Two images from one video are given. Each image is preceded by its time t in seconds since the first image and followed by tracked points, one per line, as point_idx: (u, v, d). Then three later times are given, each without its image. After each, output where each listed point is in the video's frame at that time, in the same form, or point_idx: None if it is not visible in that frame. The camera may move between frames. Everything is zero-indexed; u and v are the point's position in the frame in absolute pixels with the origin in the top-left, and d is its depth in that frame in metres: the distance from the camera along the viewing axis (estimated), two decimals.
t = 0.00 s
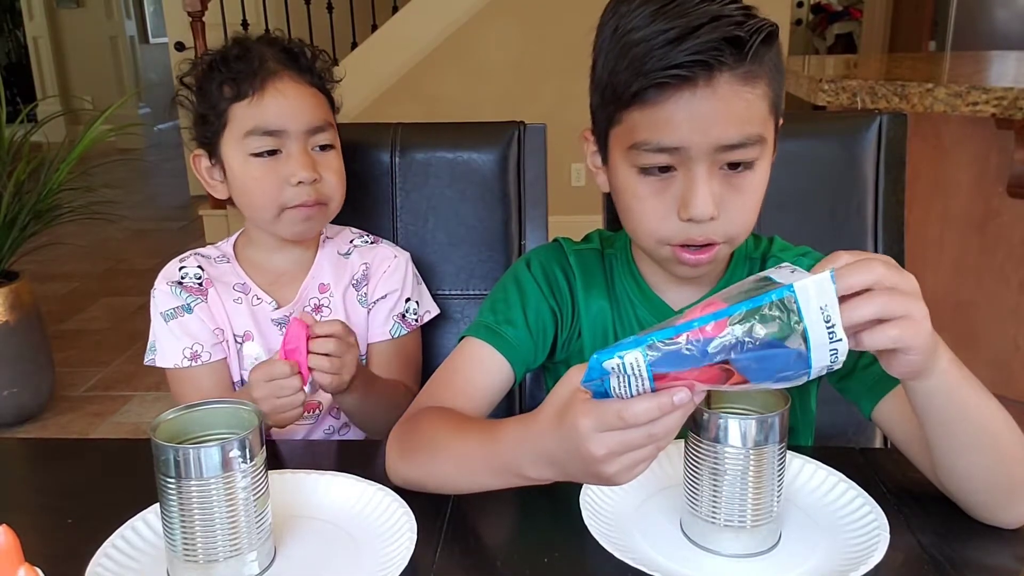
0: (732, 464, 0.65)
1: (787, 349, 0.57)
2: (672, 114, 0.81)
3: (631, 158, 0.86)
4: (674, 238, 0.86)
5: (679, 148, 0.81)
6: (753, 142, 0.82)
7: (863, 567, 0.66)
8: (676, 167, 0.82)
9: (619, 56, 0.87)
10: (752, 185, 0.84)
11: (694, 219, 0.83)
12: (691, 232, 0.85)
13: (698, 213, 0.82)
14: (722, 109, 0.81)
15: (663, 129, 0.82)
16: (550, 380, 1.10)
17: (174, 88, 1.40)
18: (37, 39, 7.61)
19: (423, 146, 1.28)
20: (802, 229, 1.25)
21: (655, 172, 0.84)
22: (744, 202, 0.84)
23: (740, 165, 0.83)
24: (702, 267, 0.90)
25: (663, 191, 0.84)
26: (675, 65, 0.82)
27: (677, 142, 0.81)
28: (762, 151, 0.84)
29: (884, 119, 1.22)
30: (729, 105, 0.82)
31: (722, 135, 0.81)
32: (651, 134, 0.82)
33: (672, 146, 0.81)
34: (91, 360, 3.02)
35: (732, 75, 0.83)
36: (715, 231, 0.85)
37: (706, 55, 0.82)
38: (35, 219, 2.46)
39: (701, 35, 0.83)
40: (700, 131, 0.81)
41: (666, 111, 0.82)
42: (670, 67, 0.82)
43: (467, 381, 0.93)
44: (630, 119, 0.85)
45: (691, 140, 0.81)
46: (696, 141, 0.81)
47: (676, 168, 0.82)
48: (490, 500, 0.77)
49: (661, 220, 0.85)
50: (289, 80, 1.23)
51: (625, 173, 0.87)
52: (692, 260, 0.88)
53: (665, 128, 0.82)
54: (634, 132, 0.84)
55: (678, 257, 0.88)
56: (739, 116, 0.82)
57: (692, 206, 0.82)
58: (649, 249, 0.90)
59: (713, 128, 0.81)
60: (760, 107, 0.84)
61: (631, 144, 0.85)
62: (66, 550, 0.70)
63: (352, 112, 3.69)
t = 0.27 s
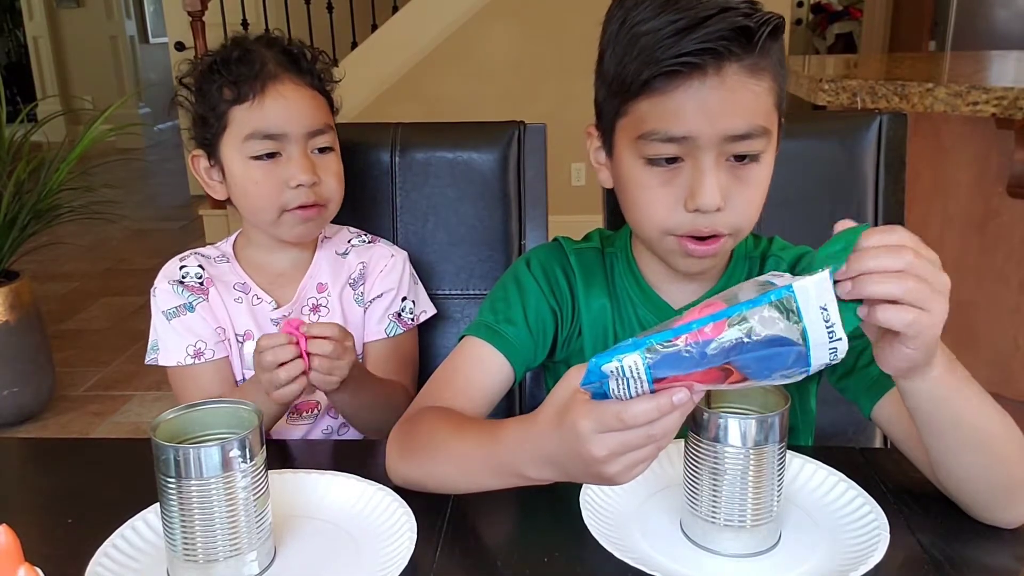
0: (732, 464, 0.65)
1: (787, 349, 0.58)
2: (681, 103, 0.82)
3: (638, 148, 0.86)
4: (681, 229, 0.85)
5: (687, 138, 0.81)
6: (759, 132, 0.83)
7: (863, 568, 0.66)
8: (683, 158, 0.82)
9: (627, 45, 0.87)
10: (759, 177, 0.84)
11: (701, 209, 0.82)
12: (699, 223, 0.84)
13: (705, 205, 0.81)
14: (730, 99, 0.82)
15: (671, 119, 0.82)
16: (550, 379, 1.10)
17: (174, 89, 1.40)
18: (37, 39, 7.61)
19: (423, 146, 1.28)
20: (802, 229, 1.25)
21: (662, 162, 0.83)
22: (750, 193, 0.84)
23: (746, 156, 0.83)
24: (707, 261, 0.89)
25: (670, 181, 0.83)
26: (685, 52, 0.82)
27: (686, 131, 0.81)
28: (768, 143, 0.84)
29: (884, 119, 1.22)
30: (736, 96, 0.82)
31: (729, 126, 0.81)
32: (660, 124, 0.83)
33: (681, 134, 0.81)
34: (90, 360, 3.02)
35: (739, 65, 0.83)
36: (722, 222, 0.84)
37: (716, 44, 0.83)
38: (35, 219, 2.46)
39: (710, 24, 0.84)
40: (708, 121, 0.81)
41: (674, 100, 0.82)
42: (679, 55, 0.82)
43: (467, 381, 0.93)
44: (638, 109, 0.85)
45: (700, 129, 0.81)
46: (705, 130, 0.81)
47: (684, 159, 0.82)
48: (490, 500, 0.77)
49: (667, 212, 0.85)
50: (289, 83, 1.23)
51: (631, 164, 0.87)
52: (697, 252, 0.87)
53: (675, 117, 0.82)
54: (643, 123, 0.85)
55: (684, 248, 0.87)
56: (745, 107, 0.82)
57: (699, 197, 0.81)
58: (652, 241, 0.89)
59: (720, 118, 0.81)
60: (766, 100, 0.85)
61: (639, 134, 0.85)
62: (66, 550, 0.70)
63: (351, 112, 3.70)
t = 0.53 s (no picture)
0: (732, 464, 0.65)
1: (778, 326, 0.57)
2: (687, 99, 0.82)
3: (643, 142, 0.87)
4: (685, 223, 0.85)
5: (694, 132, 0.82)
6: (765, 129, 0.83)
7: (863, 567, 0.66)
8: (690, 152, 0.82)
9: (636, 39, 0.87)
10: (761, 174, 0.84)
11: (707, 204, 0.82)
12: (704, 217, 0.84)
13: (711, 198, 0.81)
14: (738, 93, 0.82)
15: (677, 114, 0.82)
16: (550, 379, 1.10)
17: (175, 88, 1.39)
18: (37, 39, 7.62)
19: (422, 145, 1.28)
20: (802, 229, 1.25)
21: (668, 157, 0.84)
22: (754, 189, 0.84)
23: (751, 152, 0.83)
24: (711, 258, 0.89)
25: (676, 176, 0.84)
26: (694, 46, 0.82)
27: (693, 125, 0.82)
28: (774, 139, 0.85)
29: (884, 118, 1.22)
30: (743, 92, 0.82)
31: (736, 121, 0.81)
32: (668, 118, 0.83)
33: (688, 129, 0.82)
34: (90, 360, 3.02)
35: (748, 59, 0.84)
36: (725, 217, 0.84)
37: (725, 38, 0.83)
38: (35, 219, 2.45)
39: (719, 19, 0.84)
40: (715, 116, 0.81)
41: (682, 94, 0.82)
42: (688, 49, 0.82)
43: (467, 381, 0.93)
44: (645, 103, 0.85)
45: (707, 123, 0.81)
46: (712, 125, 0.81)
47: (690, 153, 0.82)
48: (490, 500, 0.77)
49: (672, 206, 0.85)
50: (291, 85, 1.23)
51: (637, 158, 0.87)
52: (700, 247, 0.87)
53: (681, 112, 0.82)
54: (649, 117, 0.85)
55: (688, 243, 0.87)
56: (752, 102, 0.83)
57: (705, 191, 0.81)
58: (654, 235, 0.89)
59: (727, 113, 0.81)
60: (772, 97, 0.85)
61: (646, 129, 0.85)
62: (66, 550, 0.70)
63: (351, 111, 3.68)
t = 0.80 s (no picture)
0: (732, 463, 0.65)
1: (755, 308, 0.59)
2: (698, 96, 0.82)
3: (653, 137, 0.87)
4: (693, 218, 0.85)
5: (705, 129, 0.82)
6: (774, 127, 0.83)
7: (863, 567, 0.66)
8: (699, 149, 0.83)
9: (649, 36, 0.87)
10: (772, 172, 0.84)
11: (714, 201, 0.82)
12: (711, 214, 0.84)
13: (719, 196, 0.81)
14: (749, 91, 0.82)
15: (687, 110, 0.83)
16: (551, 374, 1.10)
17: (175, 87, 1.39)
18: (37, 39, 7.63)
19: (422, 145, 1.28)
20: (802, 229, 1.24)
21: (679, 152, 0.84)
22: (762, 188, 0.84)
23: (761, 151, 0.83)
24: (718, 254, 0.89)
25: (684, 171, 0.84)
26: (707, 43, 0.82)
27: (703, 122, 0.82)
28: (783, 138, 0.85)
29: (884, 119, 1.22)
30: (755, 90, 0.82)
31: (748, 120, 0.81)
32: (679, 113, 0.83)
33: (698, 126, 0.82)
34: (90, 360, 3.02)
35: (761, 58, 0.84)
36: (734, 215, 0.84)
37: (739, 36, 0.83)
38: (35, 219, 2.46)
39: (733, 17, 0.84)
40: (726, 114, 0.81)
41: (693, 91, 0.82)
42: (702, 46, 0.82)
43: (464, 377, 0.93)
44: (656, 99, 0.86)
45: (717, 121, 0.81)
46: (722, 122, 0.81)
47: (699, 149, 0.83)
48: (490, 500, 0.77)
49: (677, 201, 0.85)
50: (293, 87, 1.23)
51: (646, 152, 0.87)
52: (709, 239, 0.86)
53: (692, 108, 0.82)
54: (660, 113, 0.85)
55: (697, 236, 0.87)
56: (764, 102, 0.83)
57: (713, 188, 0.82)
58: (659, 229, 0.90)
59: (739, 112, 0.81)
60: (781, 96, 0.85)
61: (656, 124, 0.85)
62: (66, 550, 0.70)
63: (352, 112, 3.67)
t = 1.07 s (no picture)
0: (732, 464, 0.65)
1: (751, 324, 0.57)
2: (720, 91, 0.83)
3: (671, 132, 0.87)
4: (708, 215, 0.86)
5: (724, 124, 0.82)
6: (791, 126, 0.84)
7: (863, 567, 0.66)
8: (717, 144, 0.83)
9: (669, 30, 0.88)
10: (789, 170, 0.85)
11: (731, 197, 0.83)
12: (726, 211, 0.84)
13: (737, 191, 0.81)
14: (767, 86, 0.83)
15: (706, 107, 0.83)
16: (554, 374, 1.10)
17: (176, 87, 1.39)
18: (37, 39, 7.63)
19: (422, 145, 1.28)
20: (802, 229, 1.24)
21: (697, 148, 0.84)
22: (777, 185, 0.84)
23: (777, 149, 0.84)
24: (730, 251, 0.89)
25: (700, 166, 0.84)
26: (732, 38, 0.83)
27: (723, 118, 0.83)
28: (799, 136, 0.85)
29: (884, 119, 1.23)
30: (775, 87, 0.83)
31: (767, 118, 0.82)
32: (700, 107, 0.84)
33: (718, 121, 0.83)
34: (91, 360, 3.02)
35: (781, 55, 0.85)
36: (750, 212, 0.84)
37: (762, 32, 0.84)
38: (35, 219, 2.46)
39: (757, 14, 0.85)
40: (746, 110, 0.82)
41: (715, 86, 0.83)
42: (727, 40, 0.83)
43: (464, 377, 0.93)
44: (677, 93, 0.86)
45: (737, 117, 0.82)
46: (742, 119, 0.82)
47: (718, 145, 0.83)
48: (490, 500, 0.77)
49: (693, 197, 0.85)
50: (294, 88, 1.23)
51: (662, 146, 0.88)
52: (724, 236, 0.87)
53: (712, 104, 0.83)
54: (680, 107, 0.85)
55: (712, 232, 0.87)
56: (782, 98, 0.83)
57: (731, 183, 0.82)
58: (672, 225, 0.90)
59: (759, 108, 0.82)
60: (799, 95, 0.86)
61: (674, 119, 0.86)
62: (66, 550, 0.70)
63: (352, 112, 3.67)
